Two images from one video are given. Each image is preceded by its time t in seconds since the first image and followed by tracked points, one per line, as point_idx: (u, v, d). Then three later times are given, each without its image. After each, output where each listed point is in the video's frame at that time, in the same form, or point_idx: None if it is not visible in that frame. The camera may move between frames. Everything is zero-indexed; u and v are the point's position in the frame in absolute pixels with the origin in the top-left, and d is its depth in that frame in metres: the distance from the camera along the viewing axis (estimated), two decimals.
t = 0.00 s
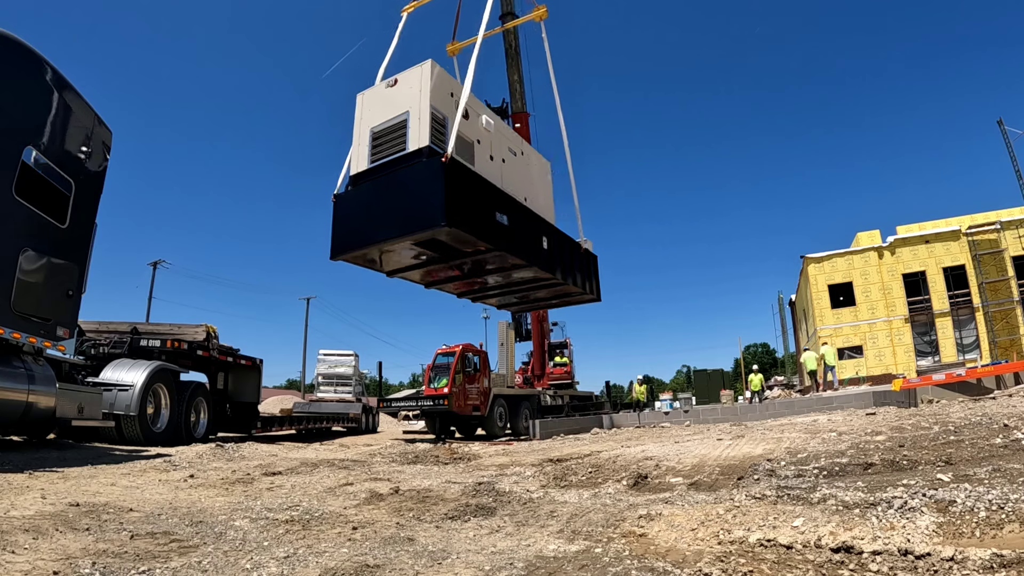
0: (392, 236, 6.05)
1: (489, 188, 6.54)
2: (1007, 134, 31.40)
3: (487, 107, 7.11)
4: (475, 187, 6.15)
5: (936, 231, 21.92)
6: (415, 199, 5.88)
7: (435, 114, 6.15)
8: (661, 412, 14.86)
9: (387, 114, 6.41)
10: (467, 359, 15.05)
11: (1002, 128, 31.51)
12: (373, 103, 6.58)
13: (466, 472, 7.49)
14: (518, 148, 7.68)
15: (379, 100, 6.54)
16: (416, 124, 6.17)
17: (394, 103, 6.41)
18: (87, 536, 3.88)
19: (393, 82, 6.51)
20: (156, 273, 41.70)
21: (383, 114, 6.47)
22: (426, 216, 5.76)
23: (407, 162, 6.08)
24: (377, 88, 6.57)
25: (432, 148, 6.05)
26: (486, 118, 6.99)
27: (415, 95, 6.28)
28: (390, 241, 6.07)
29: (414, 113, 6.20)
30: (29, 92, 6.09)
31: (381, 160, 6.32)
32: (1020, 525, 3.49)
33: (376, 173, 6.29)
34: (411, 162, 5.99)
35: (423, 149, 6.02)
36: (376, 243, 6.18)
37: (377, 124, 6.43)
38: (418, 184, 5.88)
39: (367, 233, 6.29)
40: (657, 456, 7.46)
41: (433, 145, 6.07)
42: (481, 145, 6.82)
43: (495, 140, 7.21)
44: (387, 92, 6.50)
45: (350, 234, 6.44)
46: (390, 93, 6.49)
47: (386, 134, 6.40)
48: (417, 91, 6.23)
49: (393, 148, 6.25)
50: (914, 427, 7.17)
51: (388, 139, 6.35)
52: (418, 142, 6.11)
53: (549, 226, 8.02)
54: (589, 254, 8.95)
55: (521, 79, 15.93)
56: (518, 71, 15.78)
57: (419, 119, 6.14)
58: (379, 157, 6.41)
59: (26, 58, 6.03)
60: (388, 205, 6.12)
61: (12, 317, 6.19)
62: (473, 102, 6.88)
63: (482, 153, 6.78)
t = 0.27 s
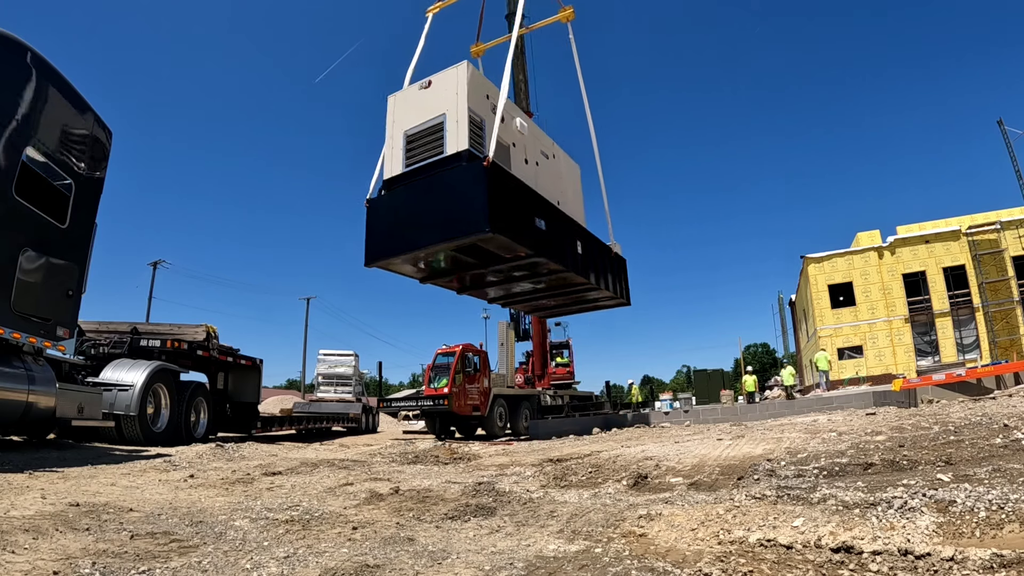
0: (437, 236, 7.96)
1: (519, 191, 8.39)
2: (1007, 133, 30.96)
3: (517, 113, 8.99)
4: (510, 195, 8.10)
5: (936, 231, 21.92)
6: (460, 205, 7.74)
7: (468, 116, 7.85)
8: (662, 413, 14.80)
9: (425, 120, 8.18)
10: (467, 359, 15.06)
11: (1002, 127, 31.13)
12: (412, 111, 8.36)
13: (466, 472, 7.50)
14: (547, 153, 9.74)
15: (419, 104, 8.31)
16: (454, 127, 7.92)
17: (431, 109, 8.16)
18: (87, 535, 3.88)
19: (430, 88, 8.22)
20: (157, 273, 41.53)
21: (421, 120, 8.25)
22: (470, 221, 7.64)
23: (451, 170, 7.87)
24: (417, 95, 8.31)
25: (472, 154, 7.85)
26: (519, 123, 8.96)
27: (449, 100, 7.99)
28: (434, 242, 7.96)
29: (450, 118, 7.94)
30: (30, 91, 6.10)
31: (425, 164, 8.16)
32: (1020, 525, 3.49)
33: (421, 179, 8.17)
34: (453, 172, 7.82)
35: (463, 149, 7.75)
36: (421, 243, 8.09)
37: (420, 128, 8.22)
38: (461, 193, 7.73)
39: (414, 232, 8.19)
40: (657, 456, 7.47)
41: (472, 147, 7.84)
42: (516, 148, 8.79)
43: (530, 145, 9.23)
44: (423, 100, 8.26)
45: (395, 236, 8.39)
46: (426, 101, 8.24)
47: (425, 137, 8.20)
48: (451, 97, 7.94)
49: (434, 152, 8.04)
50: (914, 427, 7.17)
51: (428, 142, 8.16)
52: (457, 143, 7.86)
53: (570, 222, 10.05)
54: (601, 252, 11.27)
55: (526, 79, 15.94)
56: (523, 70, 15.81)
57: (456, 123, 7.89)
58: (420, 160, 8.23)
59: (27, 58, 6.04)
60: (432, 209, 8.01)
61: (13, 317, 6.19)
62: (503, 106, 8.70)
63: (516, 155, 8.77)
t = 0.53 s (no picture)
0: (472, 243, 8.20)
1: (551, 202, 8.61)
2: (1007, 133, 31.97)
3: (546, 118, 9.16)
4: (544, 204, 8.34)
5: (936, 231, 21.92)
6: (495, 214, 7.99)
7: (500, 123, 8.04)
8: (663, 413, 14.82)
9: (456, 126, 8.40)
10: (467, 359, 15.07)
11: (1002, 128, 32.17)
12: (442, 116, 8.57)
13: (466, 472, 7.50)
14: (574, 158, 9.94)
15: (448, 109, 8.50)
16: (486, 134, 8.12)
17: (462, 115, 8.37)
18: (87, 536, 3.88)
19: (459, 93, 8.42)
20: (156, 273, 41.42)
21: (451, 126, 8.46)
22: (507, 231, 7.90)
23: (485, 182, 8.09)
24: (446, 100, 8.52)
25: (505, 161, 8.05)
26: (547, 129, 9.12)
27: (480, 106, 8.19)
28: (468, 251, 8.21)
29: (482, 125, 8.14)
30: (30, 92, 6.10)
31: (457, 170, 8.39)
32: (1020, 525, 3.49)
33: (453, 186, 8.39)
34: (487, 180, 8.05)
35: (496, 156, 7.97)
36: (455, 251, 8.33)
37: (450, 133, 8.43)
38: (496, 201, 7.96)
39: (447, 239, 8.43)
40: (657, 456, 7.47)
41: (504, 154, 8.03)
42: (546, 154, 8.95)
43: (558, 151, 9.42)
44: (453, 107, 8.47)
45: (426, 243, 8.64)
46: (456, 107, 8.45)
47: (456, 143, 8.42)
48: (482, 104, 8.15)
49: (466, 159, 8.24)
50: (914, 427, 7.17)
51: (459, 149, 8.39)
52: (490, 150, 8.07)
53: (598, 228, 10.28)
54: (628, 258, 11.43)
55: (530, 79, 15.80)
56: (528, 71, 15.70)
57: (488, 129, 8.09)
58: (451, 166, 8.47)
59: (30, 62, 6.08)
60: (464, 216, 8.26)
61: (13, 317, 6.20)
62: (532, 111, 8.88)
63: (546, 161, 8.94)
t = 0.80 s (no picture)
0: (507, 255, 8.33)
1: (583, 212, 8.72)
2: (1006, 134, 32.04)
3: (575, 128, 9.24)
4: (577, 216, 8.46)
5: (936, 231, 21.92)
6: (530, 225, 8.11)
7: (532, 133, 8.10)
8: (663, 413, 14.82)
9: (487, 135, 8.46)
10: (467, 359, 15.06)
11: (1002, 128, 32.20)
12: (471, 125, 8.64)
13: (466, 472, 7.50)
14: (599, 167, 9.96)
15: (479, 119, 8.58)
16: (519, 144, 8.18)
17: (493, 124, 8.44)
18: (87, 536, 3.88)
19: (490, 102, 8.50)
20: (156, 273, 41.48)
21: (482, 135, 8.52)
22: (543, 244, 8.04)
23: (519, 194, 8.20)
24: (476, 109, 8.59)
25: (539, 173, 8.13)
26: (576, 138, 9.19)
27: (512, 116, 8.26)
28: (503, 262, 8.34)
29: (514, 135, 8.20)
30: (31, 91, 6.10)
31: (489, 180, 8.46)
32: (1020, 525, 3.49)
33: (485, 196, 8.49)
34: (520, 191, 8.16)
35: (529, 167, 8.03)
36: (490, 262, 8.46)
37: (481, 141, 8.50)
38: (531, 214, 8.08)
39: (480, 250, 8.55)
40: (657, 456, 7.47)
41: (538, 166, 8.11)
42: (575, 164, 9.04)
43: (585, 160, 9.47)
44: (483, 116, 8.54)
45: (458, 255, 8.75)
46: (486, 116, 8.52)
47: (487, 152, 8.50)
48: (514, 113, 8.21)
49: (499, 168, 8.31)
50: (914, 427, 7.17)
51: (491, 158, 8.46)
52: (522, 160, 8.14)
53: (625, 237, 10.33)
54: (653, 265, 11.52)
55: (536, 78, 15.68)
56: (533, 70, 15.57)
57: (520, 139, 8.15)
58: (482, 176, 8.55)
59: (26, 58, 6.02)
60: (498, 227, 8.37)
61: (14, 317, 6.20)
62: (562, 120, 8.93)
63: (576, 171, 9.03)
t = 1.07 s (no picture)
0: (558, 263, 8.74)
1: (629, 221, 9.07)
2: (1006, 134, 32.12)
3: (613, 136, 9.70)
4: (623, 223, 8.82)
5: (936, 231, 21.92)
6: (581, 233, 8.53)
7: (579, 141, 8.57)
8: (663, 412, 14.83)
9: (533, 143, 8.92)
10: (467, 359, 15.06)
11: (1002, 129, 32.28)
12: (517, 132, 9.09)
13: (466, 472, 7.50)
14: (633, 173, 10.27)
15: (522, 126, 9.05)
16: (566, 152, 8.65)
17: (539, 132, 8.90)
18: (87, 536, 3.88)
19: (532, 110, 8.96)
20: (156, 273, 41.45)
21: (528, 142, 8.98)
22: (595, 251, 8.43)
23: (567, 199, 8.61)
24: (519, 117, 9.05)
25: (586, 182, 8.61)
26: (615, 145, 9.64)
27: (558, 125, 8.72)
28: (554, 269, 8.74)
29: (561, 144, 8.67)
30: (30, 93, 6.11)
31: (538, 188, 8.91)
32: (1020, 525, 3.49)
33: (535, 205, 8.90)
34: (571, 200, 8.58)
35: (577, 174, 8.49)
36: (540, 269, 8.87)
37: (527, 149, 8.98)
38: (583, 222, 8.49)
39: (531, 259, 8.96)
40: (657, 456, 7.47)
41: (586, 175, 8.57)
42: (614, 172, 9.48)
43: (622, 167, 9.87)
44: (528, 124, 9.00)
45: (507, 264, 9.18)
46: (531, 124, 8.98)
47: (534, 159, 8.96)
48: (561, 122, 8.68)
49: (547, 177, 8.77)
50: (913, 427, 7.17)
51: (537, 165, 8.92)
52: (570, 167, 8.60)
53: (662, 245, 10.62)
54: (686, 272, 11.79)
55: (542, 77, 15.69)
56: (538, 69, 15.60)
57: (568, 147, 8.61)
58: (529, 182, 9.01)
59: (24, 58, 5.99)
60: (549, 236, 8.79)
61: (14, 317, 6.20)
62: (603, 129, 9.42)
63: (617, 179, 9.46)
